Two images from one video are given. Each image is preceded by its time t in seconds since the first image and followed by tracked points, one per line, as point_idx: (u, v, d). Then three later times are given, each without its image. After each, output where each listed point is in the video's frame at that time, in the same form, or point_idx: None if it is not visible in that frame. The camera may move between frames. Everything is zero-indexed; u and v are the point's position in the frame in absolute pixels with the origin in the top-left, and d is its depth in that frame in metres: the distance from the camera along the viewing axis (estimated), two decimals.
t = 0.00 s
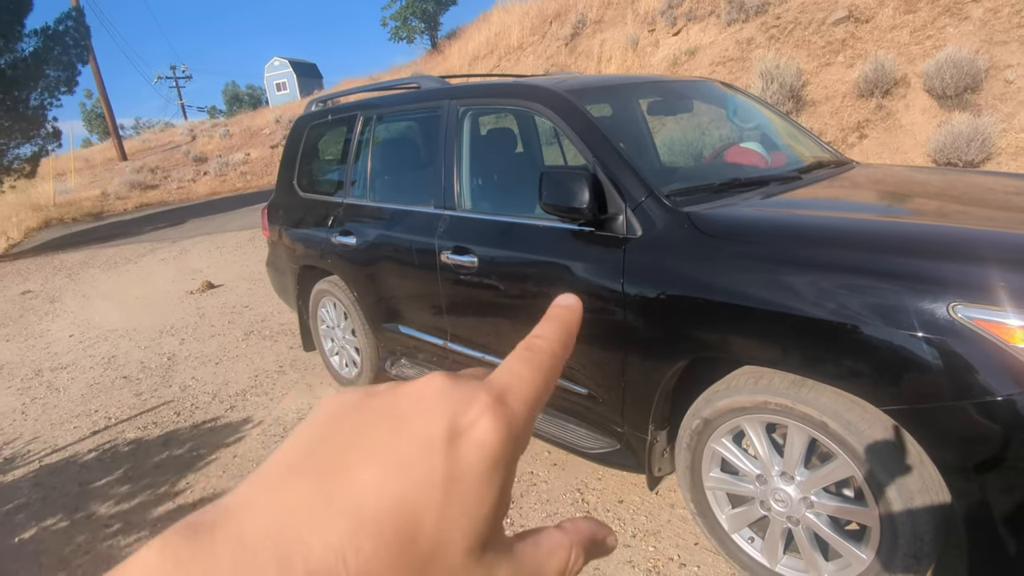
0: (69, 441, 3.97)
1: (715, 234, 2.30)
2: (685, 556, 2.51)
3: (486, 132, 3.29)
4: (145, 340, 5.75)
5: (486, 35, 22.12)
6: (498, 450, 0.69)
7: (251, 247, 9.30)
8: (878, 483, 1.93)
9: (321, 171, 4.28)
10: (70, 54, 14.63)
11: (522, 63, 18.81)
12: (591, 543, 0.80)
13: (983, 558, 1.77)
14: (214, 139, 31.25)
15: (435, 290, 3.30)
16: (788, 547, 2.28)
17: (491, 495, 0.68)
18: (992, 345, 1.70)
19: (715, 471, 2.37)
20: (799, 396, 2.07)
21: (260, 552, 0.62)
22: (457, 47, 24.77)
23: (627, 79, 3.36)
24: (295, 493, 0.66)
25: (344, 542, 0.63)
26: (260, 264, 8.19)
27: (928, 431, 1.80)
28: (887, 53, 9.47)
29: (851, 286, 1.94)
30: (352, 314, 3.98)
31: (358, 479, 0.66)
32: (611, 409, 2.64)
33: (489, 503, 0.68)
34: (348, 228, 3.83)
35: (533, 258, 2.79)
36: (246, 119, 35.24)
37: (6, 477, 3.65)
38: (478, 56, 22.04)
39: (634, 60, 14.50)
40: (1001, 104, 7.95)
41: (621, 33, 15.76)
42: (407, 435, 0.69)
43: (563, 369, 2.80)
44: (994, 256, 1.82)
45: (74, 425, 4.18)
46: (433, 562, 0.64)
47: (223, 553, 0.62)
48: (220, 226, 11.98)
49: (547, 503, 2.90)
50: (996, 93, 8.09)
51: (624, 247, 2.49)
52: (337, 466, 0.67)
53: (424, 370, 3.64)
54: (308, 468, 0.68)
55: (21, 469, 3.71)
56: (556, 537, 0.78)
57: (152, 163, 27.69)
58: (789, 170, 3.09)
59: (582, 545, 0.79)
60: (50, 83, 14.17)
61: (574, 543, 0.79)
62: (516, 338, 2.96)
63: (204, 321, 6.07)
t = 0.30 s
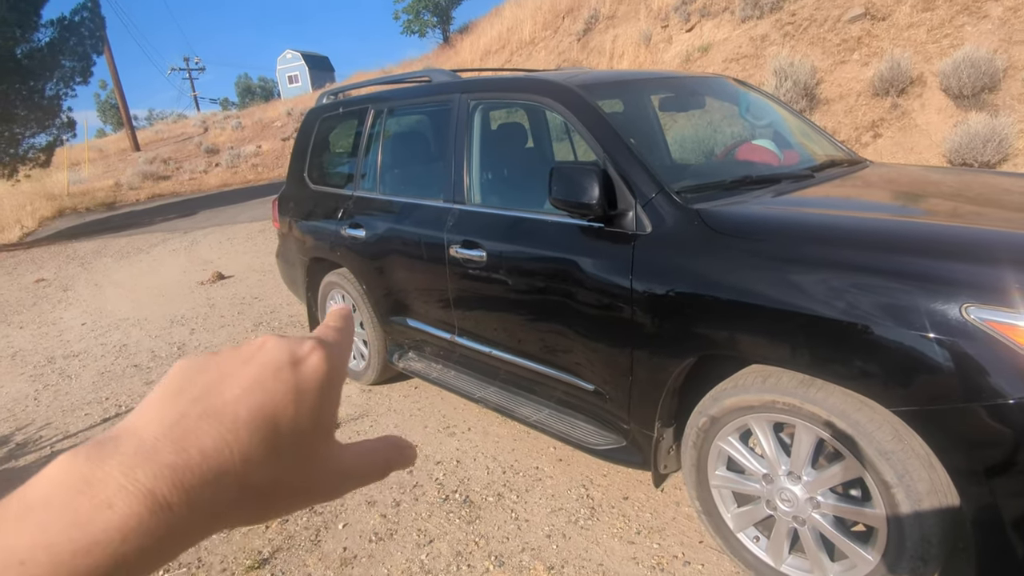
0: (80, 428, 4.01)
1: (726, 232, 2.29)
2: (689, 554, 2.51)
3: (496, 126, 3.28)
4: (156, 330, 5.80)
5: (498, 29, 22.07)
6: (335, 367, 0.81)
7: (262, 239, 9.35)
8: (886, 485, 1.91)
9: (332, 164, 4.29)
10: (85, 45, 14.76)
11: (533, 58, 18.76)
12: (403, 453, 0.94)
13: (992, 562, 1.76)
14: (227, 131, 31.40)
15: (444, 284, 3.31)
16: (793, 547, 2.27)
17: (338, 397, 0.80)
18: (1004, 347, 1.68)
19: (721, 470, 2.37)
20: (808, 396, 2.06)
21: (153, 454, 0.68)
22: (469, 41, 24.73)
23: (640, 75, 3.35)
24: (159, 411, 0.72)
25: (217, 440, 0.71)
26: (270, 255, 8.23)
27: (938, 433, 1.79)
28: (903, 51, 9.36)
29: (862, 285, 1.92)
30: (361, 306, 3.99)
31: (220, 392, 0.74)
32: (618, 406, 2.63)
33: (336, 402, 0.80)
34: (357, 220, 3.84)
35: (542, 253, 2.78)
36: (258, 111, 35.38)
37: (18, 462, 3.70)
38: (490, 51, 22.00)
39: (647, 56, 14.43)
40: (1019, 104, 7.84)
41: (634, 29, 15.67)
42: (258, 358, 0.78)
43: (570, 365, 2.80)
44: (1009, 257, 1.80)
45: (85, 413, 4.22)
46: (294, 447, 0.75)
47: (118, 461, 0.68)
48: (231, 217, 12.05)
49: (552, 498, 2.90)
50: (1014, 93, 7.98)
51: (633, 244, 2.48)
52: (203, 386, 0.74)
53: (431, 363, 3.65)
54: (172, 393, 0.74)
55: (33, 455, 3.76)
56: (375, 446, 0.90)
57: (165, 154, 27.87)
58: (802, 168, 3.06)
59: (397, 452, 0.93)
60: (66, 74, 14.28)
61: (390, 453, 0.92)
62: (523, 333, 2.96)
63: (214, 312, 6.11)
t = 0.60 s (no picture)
0: (79, 418, 4.01)
1: (727, 229, 2.28)
2: (686, 551, 2.51)
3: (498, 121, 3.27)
4: (156, 320, 5.80)
5: (502, 23, 22.01)
6: (331, 391, 0.84)
7: (263, 230, 9.34)
8: (883, 486, 1.90)
9: (333, 156, 4.28)
10: (88, 34, 14.76)
11: (537, 53, 18.70)
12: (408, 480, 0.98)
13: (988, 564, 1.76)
14: (229, 122, 31.36)
15: (443, 278, 3.30)
16: (790, 547, 2.27)
17: (333, 421, 0.83)
18: (1004, 348, 1.67)
19: (719, 468, 2.36)
20: (806, 395, 2.05)
21: (146, 478, 0.72)
22: (472, 35, 24.66)
23: (643, 71, 3.33)
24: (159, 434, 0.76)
25: (215, 464, 0.74)
26: (271, 247, 8.23)
27: (936, 435, 1.78)
28: (909, 50, 9.32)
29: (863, 285, 1.92)
30: (361, 300, 3.98)
31: (216, 417, 0.77)
32: (616, 402, 2.63)
33: (333, 425, 0.83)
34: (358, 214, 3.83)
35: (542, 249, 2.78)
36: (260, 103, 35.32)
37: (17, 451, 3.70)
38: (494, 45, 21.94)
39: (651, 52, 14.38)
40: None
41: (638, 24, 15.61)
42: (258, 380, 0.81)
43: (568, 361, 2.79)
44: (1011, 258, 1.79)
45: (84, 402, 4.22)
46: (288, 471, 0.78)
47: (111, 486, 0.71)
48: (233, 209, 12.04)
49: (549, 494, 2.90)
50: (1019, 94, 7.94)
51: (633, 240, 2.47)
52: (197, 411, 0.78)
53: (430, 357, 3.65)
54: (170, 418, 0.78)
55: (31, 444, 3.76)
56: (376, 470, 0.94)
57: (167, 145, 27.86)
58: (804, 167, 3.05)
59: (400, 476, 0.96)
60: (68, 63, 14.25)
61: (390, 477, 0.95)
62: (522, 329, 2.96)
63: (214, 303, 6.11)
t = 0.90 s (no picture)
0: (74, 411, 4.00)
1: (724, 228, 2.27)
2: (679, 550, 2.51)
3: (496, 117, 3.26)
4: (152, 314, 5.79)
5: (502, 19, 21.97)
6: (321, 360, 0.82)
7: (260, 225, 9.32)
8: (877, 486, 1.90)
9: (330, 151, 4.26)
10: (85, 26, 14.70)
11: (537, 49, 18.66)
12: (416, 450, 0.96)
13: (981, 564, 1.75)
14: (227, 116, 31.27)
15: (440, 275, 3.29)
16: (783, 546, 2.27)
17: (321, 397, 0.81)
18: (999, 350, 1.67)
19: (713, 467, 2.36)
20: (800, 395, 2.05)
21: (115, 466, 0.73)
22: (472, 31, 24.61)
23: (642, 68, 3.32)
24: (135, 421, 0.76)
25: (185, 449, 0.74)
26: (268, 242, 8.21)
27: (930, 435, 1.78)
28: (908, 49, 9.31)
29: (860, 286, 1.91)
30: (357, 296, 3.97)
31: (194, 399, 0.77)
32: (611, 400, 2.62)
33: (321, 401, 0.81)
34: (354, 209, 3.82)
35: (538, 246, 2.77)
36: (259, 97, 35.19)
37: (11, 444, 3.69)
38: (493, 41, 21.89)
39: (650, 49, 14.36)
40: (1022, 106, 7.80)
41: (638, 21, 15.58)
42: (237, 361, 0.80)
43: (564, 359, 2.79)
44: (1008, 260, 1.78)
45: (79, 396, 4.21)
46: (270, 452, 0.77)
47: (81, 474, 0.72)
48: (230, 203, 12.01)
49: (544, 491, 2.90)
50: (1018, 95, 7.94)
51: (630, 238, 2.47)
52: (174, 393, 0.78)
53: (426, 354, 3.64)
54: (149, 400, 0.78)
55: (25, 437, 3.75)
56: (375, 440, 0.92)
57: (165, 139, 27.77)
58: (802, 166, 3.04)
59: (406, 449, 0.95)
60: (65, 55, 14.20)
61: (394, 444, 0.94)
62: (518, 326, 2.95)
63: (210, 298, 6.09)
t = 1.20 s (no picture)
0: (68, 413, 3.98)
1: (720, 232, 2.28)
2: (674, 553, 2.51)
3: (492, 120, 3.26)
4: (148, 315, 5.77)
5: (500, 20, 21.97)
6: (92, 231, 0.91)
7: (257, 225, 9.30)
8: (871, 491, 1.91)
9: (327, 152, 4.26)
10: (81, 25, 14.66)
11: (535, 50, 18.67)
12: (311, 296, 1.01)
13: (974, 569, 1.76)
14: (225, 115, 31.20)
15: (435, 277, 3.29)
16: (778, 550, 2.28)
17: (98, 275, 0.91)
18: (993, 356, 1.67)
19: (708, 471, 2.37)
20: (795, 399, 2.06)
21: None
22: (470, 31, 24.61)
23: (639, 71, 3.32)
24: None
25: (22, 364, 0.88)
26: (264, 242, 8.20)
27: (924, 441, 1.79)
28: (905, 52, 9.33)
29: (854, 291, 1.92)
30: (353, 297, 3.97)
31: None
32: (606, 403, 2.62)
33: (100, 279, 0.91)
34: (351, 210, 3.82)
35: (534, 249, 2.77)
36: (256, 96, 35.13)
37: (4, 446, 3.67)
38: (491, 42, 21.89)
39: (648, 51, 14.37)
40: (1018, 110, 7.82)
41: (636, 23, 15.59)
42: (33, 246, 0.91)
43: (559, 361, 2.79)
44: (1002, 266, 1.79)
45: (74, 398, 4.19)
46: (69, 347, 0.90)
47: None
48: (227, 203, 11.98)
49: (539, 494, 2.90)
50: (1015, 99, 7.96)
51: (626, 242, 2.47)
52: None
53: (422, 355, 3.64)
54: None
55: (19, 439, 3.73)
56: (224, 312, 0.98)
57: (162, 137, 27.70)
58: (798, 170, 3.05)
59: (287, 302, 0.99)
60: (62, 53, 14.14)
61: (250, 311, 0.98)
62: (514, 328, 2.95)
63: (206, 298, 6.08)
